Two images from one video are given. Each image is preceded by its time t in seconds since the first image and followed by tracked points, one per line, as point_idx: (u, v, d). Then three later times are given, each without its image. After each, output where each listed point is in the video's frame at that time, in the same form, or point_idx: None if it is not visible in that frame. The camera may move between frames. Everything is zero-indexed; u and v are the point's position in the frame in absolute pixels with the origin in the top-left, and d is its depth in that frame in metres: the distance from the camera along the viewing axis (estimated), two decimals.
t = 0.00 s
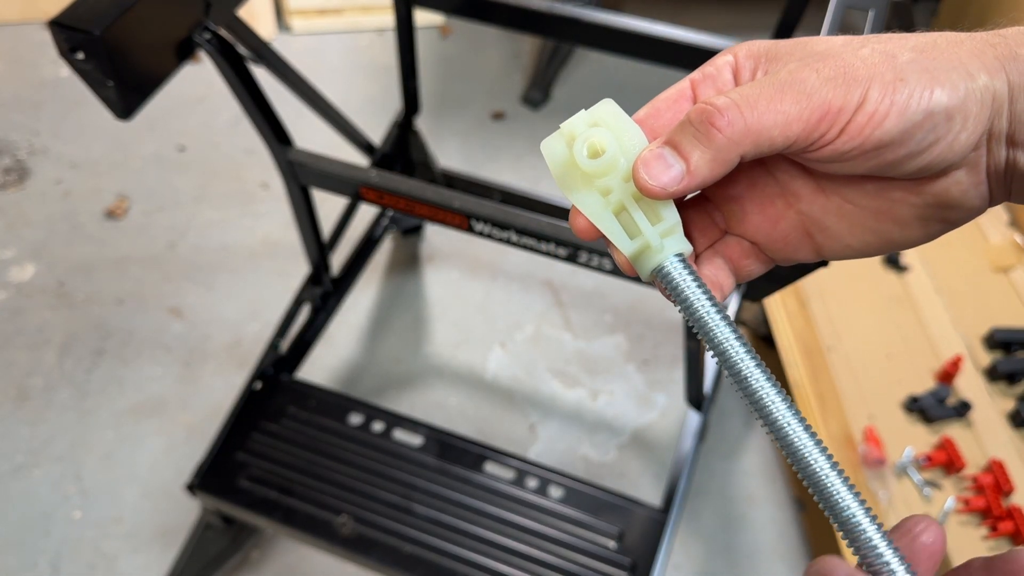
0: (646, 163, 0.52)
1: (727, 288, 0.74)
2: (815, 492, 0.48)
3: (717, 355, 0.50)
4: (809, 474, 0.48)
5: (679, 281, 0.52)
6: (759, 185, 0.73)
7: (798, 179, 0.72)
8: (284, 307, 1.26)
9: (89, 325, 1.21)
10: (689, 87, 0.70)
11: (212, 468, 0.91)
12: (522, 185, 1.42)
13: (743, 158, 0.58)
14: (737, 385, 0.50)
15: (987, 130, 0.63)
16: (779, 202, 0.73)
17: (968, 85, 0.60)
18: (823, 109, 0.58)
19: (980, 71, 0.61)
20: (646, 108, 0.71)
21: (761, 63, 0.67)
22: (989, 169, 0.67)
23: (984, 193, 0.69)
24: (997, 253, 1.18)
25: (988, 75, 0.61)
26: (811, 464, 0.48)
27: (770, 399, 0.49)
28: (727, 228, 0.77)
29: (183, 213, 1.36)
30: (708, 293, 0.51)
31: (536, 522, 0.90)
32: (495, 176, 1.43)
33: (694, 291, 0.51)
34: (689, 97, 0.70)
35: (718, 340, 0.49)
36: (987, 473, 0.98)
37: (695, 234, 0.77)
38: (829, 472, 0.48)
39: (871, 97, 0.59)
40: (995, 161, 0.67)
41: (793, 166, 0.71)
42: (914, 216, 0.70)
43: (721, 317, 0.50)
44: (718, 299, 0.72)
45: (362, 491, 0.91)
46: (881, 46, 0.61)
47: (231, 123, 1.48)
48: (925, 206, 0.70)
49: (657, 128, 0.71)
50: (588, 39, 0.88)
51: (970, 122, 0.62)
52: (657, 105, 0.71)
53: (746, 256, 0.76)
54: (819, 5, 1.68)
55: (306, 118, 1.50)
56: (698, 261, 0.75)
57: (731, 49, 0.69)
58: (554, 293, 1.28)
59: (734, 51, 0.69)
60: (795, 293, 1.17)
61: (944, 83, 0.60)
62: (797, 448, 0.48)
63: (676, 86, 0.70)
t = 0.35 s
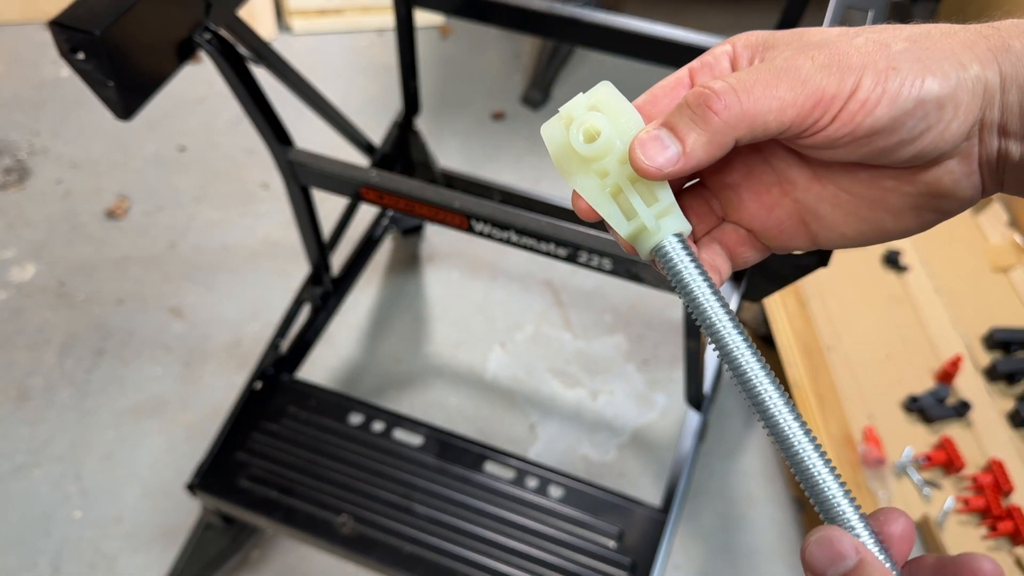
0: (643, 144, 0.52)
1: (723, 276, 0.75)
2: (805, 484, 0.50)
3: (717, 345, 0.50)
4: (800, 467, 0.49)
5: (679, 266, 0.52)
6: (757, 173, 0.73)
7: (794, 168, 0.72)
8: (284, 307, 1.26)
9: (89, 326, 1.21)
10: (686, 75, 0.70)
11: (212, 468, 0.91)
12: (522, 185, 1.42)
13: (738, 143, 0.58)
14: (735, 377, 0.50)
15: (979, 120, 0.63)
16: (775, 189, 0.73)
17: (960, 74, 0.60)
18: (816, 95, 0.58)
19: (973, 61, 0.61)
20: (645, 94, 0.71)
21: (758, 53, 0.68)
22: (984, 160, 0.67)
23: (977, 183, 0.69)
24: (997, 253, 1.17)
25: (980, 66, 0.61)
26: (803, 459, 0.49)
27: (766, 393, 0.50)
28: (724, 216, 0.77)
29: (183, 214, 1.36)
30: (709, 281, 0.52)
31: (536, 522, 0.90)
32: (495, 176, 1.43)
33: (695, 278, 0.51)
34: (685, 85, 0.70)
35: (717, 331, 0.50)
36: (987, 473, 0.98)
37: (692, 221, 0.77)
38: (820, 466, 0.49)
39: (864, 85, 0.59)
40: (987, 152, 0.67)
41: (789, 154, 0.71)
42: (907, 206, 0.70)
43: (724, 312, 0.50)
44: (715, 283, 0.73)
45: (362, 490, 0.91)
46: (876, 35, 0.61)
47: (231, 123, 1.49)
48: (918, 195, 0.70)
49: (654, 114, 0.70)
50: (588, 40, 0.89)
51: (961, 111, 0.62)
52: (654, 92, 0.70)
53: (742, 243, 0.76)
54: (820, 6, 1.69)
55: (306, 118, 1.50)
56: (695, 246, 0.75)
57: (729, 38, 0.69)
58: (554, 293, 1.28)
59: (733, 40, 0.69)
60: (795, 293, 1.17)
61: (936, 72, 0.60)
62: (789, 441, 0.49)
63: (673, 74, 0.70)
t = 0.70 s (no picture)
0: (633, 152, 0.52)
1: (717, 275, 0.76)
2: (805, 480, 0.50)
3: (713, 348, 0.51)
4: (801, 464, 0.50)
5: (673, 270, 0.52)
6: (752, 176, 0.73)
7: (789, 172, 0.72)
8: (284, 307, 1.26)
9: (89, 326, 1.22)
10: (682, 79, 0.70)
11: (212, 468, 0.92)
12: (522, 185, 1.43)
13: (728, 152, 0.58)
14: (733, 379, 0.51)
15: (971, 126, 0.64)
16: (770, 193, 0.73)
17: (949, 82, 0.60)
18: (806, 104, 0.58)
19: (964, 69, 0.61)
20: (641, 98, 0.71)
21: (752, 57, 0.68)
22: (977, 166, 0.67)
23: (970, 188, 0.69)
24: (997, 253, 1.17)
25: (971, 73, 0.61)
26: (803, 457, 0.50)
27: (765, 393, 0.50)
28: (720, 218, 0.77)
29: (184, 213, 1.36)
30: (704, 286, 0.52)
31: (536, 522, 0.91)
32: (495, 176, 1.43)
33: (690, 283, 0.52)
34: (682, 89, 0.70)
35: (715, 334, 0.50)
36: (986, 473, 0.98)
37: (688, 222, 0.77)
38: (819, 461, 0.50)
39: (854, 93, 0.59)
40: (979, 157, 0.67)
41: (782, 158, 0.71)
42: (902, 209, 0.71)
43: (721, 316, 0.51)
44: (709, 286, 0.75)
45: (361, 490, 0.91)
46: (868, 43, 0.61)
47: (231, 123, 1.49)
48: (912, 200, 0.70)
49: (649, 117, 0.70)
50: (588, 40, 0.89)
51: (951, 119, 0.62)
52: (650, 95, 0.70)
53: (737, 245, 0.76)
54: (820, 6, 1.69)
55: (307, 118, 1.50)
56: (691, 246, 0.76)
57: (725, 42, 0.69)
58: (553, 293, 1.29)
59: (729, 43, 0.69)
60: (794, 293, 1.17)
61: (926, 80, 0.60)
62: (789, 439, 0.50)
63: (670, 78, 0.70)
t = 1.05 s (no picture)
0: (640, 146, 0.52)
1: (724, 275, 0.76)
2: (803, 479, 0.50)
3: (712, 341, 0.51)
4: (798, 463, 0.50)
5: (676, 264, 0.52)
6: (758, 176, 0.74)
7: (795, 171, 0.72)
8: (284, 308, 1.26)
9: (90, 326, 1.22)
10: (690, 79, 0.70)
11: (212, 468, 0.92)
12: (522, 185, 1.43)
13: (733, 146, 0.58)
14: (733, 373, 0.51)
15: (974, 127, 0.64)
16: (776, 191, 0.73)
17: (954, 82, 0.61)
18: (811, 100, 0.58)
19: (968, 69, 0.61)
20: (648, 97, 0.71)
21: (760, 57, 0.67)
22: (980, 165, 0.68)
23: (973, 189, 0.69)
24: (996, 252, 1.18)
25: (976, 74, 0.61)
26: (802, 456, 0.49)
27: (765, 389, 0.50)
28: (727, 216, 0.77)
29: (184, 213, 1.36)
30: (709, 283, 0.52)
31: (536, 523, 0.91)
32: (495, 177, 1.43)
33: (693, 275, 0.52)
34: (689, 88, 0.70)
35: (715, 327, 0.50)
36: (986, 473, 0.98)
37: (695, 221, 0.77)
38: (819, 463, 0.49)
39: (859, 89, 0.59)
40: (983, 157, 0.67)
41: (789, 157, 0.71)
42: (906, 209, 0.71)
43: (724, 312, 0.50)
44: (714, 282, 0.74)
45: (362, 489, 0.92)
46: (874, 42, 0.61)
47: (232, 124, 1.49)
48: (915, 199, 0.70)
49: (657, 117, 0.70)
50: (587, 41, 0.89)
51: (955, 118, 0.62)
52: (658, 94, 0.71)
53: (744, 244, 0.76)
54: (819, 6, 1.69)
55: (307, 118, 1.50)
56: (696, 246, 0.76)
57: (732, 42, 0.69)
58: (553, 293, 1.29)
59: (736, 44, 0.69)
60: (794, 293, 1.17)
61: (931, 79, 0.60)
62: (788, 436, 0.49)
63: (677, 78, 0.71)
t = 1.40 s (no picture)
0: (641, 142, 0.52)
1: (723, 271, 0.75)
2: (805, 474, 0.50)
3: (714, 338, 0.51)
4: (800, 457, 0.50)
5: (678, 260, 0.52)
6: (758, 173, 0.74)
7: (795, 169, 0.72)
8: (285, 308, 1.26)
9: (90, 326, 1.22)
10: (691, 77, 0.70)
11: (212, 467, 0.92)
12: (522, 186, 1.43)
13: (733, 142, 0.58)
14: (735, 370, 0.51)
15: (974, 124, 0.64)
16: (776, 189, 0.73)
17: (954, 78, 0.61)
18: (811, 96, 0.59)
19: (967, 66, 0.62)
20: (649, 95, 0.71)
21: (760, 54, 0.67)
22: (981, 163, 0.68)
23: (972, 186, 0.70)
24: (995, 253, 1.18)
25: (975, 70, 0.62)
26: (807, 454, 0.50)
27: (768, 384, 0.50)
28: (727, 213, 0.77)
29: (184, 214, 1.36)
30: (710, 279, 0.52)
31: (536, 523, 0.91)
32: (495, 177, 1.44)
33: (695, 272, 0.51)
34: (689, 85, 0.71)
35: (718, 324, 0.50)
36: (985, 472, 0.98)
37: (694, 218, 0.76)
38: (822, 459, 0.50)
39: (859, 85, 0.59)
40: (982, 154, 0.67)
41: (789, 154, 0.72)
42: (905, 206, 0.71)
43: (725, 308, 0.51)
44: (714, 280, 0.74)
45: (362, 489, 0.92)
46: (873, 39, 0.62)
47: (232, 124, 1.49)
48: (915, 197, 0.70)
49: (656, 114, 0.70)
50: (587, 41, 0.89)
51: (955, 115, 0.62)
52: (658, 92, 0.71)
53: (744, 241, 0.76)
54: (819, 6, 1.69)
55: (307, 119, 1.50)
56: (696, 244, 0.76)
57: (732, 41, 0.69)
58: (553, 293, 1.29)
59: (735, 42, 0.69)
60: (794, 292, 1.17)
61: (931, 75, 0.60)
62: (790, 432, 0.50)
63: (677, 76, 0.71)
